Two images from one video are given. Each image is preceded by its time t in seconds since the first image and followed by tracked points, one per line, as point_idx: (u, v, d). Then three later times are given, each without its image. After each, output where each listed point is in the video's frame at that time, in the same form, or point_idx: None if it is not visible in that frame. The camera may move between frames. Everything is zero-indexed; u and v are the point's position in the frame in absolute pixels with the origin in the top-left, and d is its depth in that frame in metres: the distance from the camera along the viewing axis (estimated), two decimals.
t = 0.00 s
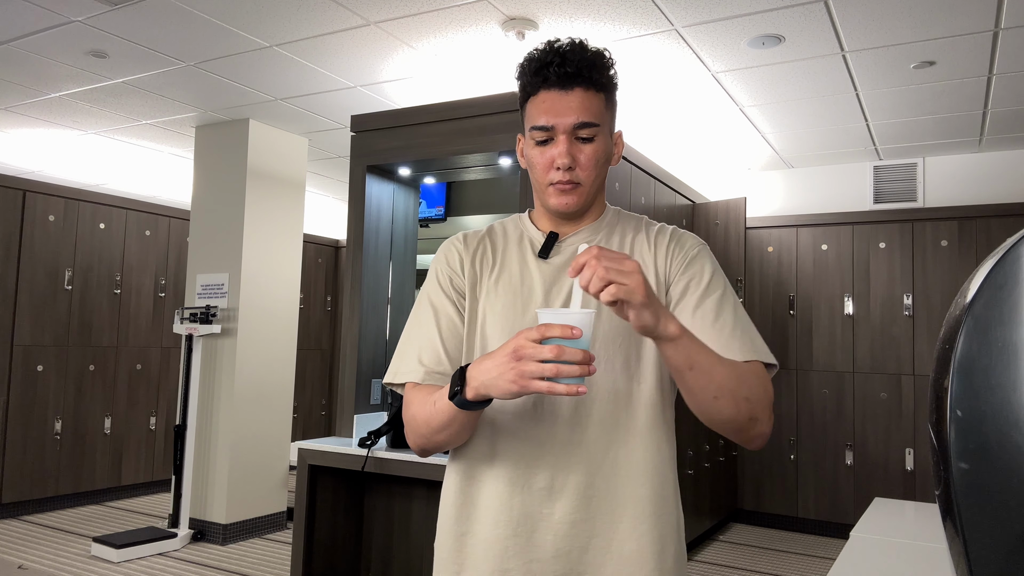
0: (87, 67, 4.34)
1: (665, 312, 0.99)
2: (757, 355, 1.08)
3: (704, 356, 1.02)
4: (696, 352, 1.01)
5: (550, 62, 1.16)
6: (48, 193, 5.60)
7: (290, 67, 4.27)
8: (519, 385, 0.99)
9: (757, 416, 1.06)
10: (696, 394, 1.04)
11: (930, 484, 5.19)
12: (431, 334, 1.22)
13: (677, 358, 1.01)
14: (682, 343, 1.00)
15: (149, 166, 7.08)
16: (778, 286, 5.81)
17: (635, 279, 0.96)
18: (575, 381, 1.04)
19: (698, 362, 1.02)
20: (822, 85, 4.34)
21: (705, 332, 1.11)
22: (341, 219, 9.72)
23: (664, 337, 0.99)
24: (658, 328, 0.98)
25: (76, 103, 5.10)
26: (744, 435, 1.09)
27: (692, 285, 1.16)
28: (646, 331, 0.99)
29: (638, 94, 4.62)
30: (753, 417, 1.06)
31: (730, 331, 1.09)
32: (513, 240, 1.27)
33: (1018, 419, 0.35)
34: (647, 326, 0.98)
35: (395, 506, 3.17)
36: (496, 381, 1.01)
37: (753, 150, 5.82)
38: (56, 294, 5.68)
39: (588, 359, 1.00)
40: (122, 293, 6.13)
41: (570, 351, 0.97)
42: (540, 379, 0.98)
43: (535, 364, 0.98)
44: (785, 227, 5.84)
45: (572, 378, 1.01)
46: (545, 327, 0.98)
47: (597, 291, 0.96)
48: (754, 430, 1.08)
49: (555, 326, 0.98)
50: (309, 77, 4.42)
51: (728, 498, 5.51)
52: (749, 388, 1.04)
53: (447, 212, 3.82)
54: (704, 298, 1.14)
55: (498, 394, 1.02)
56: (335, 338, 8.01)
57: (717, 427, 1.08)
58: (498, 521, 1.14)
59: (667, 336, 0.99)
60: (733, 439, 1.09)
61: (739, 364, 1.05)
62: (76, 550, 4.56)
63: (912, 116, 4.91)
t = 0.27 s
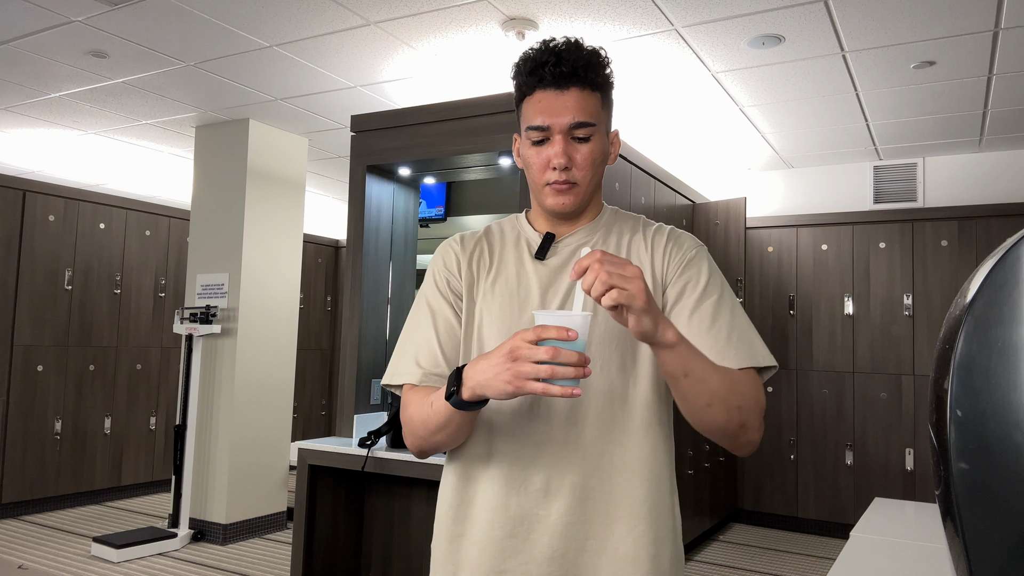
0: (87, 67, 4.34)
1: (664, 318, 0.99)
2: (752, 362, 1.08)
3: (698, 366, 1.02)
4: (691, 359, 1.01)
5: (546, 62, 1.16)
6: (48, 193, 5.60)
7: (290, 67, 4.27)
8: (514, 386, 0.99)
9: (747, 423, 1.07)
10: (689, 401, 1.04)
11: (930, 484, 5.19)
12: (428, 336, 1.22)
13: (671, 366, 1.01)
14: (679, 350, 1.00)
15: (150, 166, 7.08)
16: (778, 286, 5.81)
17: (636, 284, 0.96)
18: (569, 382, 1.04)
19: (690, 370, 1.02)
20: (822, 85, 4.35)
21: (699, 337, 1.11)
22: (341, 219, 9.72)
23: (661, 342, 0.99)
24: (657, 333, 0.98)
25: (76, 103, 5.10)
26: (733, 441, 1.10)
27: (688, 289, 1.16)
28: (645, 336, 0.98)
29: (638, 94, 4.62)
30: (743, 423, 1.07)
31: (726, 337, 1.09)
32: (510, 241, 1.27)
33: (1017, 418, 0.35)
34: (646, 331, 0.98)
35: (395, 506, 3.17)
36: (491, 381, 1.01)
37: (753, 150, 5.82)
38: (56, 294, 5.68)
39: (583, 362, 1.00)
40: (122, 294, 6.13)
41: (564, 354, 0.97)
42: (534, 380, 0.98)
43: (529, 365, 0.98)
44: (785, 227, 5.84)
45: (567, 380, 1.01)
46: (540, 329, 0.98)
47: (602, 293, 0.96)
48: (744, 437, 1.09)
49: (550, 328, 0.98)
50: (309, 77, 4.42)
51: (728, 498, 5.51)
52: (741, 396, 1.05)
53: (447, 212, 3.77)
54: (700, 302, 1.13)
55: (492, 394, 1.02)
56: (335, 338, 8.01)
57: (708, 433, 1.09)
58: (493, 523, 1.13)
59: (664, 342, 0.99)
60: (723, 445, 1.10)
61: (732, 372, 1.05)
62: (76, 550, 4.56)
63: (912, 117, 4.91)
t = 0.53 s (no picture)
0: (87, 67, 4.34)
1: (665, 314, 0.99)
2: (747, 366, 1.09)
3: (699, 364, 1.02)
4: (690, 358, 1.02)
5: (545, 61, 1.16)
6: (48, 193, 5.60)
7: (290, 67, 4.27)
8: (513, 387, 0.99)
9: (741, 426, 1.07)
10: (688, 401, 1.05)
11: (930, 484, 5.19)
12: (425, 338, 1.22)
13: (670, 364, 1.01)
14: (680, 347, 1.00)
15: (150, 166, 7.08)
16: (778, 286, 5.81)
17: (635, 280, 0.96)
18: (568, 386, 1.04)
19: (693, 367, 1.02)
20: (822, 85, 4.34)
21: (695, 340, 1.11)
22: (341, 219, 9.72)
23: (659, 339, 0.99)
24: (656, 330, 0.98)
25: (76, 103, 5.10)
26: (727, 444, 1.10)
27: (684, 292, 1.16)
28: (647, 333, 0.98)
29: (638, 94, 4.62)
30: (737, 427, 1.07)
31: (720, 340, 1.10)
32: (507, 243, 1.27)
33: (1017, 418, 0.35)
34: (647, 327, 0.97)
35: (395, 506, 3.17)
36: (491, 383, 1.01)
37: (753, 150, 5.82)
38: (56, 294, 5.68)
39: (582, 364, 0.99)
40: (122, 294, 6.13)
41: (564, 356, 0.97)
42: (533, 383, 0.98)
43: (528, 367, 0.97)
44: (785, 227, 5.84)
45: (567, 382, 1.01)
46: (539, 331, 0.98)
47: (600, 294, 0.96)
48: (738, 440, 1.09)
49: (549, 331, 0.98)
50: (309, 77, 4.41)
51: (728, 498, 5.51)
52: (739, 398, 1.05)
53: (447, 212, 3.82)
54: (695, 306, 1.14)
55: (492, 396, 1.02)
56: (335, 338, 8.01)
57: (703, 435, 1.09)
58: (491, 524, 1.13)
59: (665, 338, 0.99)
60: (717, 448, 1.10)
61: (729, 374, 1.06)
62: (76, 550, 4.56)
63: (912, 117, 4.91)
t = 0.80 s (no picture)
0: (87, 67, 4.34)
1: (656, 310, 0.99)
2: (748, 359, 1.09)
3: (693, 358, 1.02)
4: (686, 353, 1.02)
5: (540, 61, 1.16)
6: (48, 193, 5.60)
7: (290, 67, 4.27)
8: (510, 389, 1.00)
9: (743, 420, 1.07)
10: (687, 396, 1.05)
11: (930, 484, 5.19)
12: (422, 340, 1.22)
13: (667, 359, 1.01)
14: (675, 341, 1.00)
15: (150, 166, 7.08)
16: (778, 286, 5.81)
17: (617, 280, 0.96)
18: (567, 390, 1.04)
19: (689, 362, 1.02)
20: (822, 85, 4.34)
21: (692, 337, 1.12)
22: (340, 219, 9.73)
23: (654, 333, 0.99)
24: (650, 324, 0.98)
25: (76, 103, 5.10)
26: (730, 438, 1.10)
27: (682, 290, 1.16)
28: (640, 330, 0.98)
29: (638, 94, 4.62)
30: (739, 421, 1.07)
31: (719, 337, 1.10)
32: (503, 243, 1.26)
33: (1017, 419, 0.35)
34: (642, 323, 0.97)
35: (395, 506, 3.17)
36: (489, 384, 1.01)
37: (753, 150, 5.82)
38: (56, 294, 5.68)
39: (579, 369, 0.99)
40: (122, 294, 6.13)
41: (561, 358, 0.97)
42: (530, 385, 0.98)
43: (526, 369, 0.98)
44: (785, 227, 5.84)
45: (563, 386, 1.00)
46: (537, 334, 0.99)
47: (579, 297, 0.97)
48: (740, 435, 1.09)
49: (547, 334, 0.98)
50: (309, 77, 4.41)
51: (728, 498, 5.51)
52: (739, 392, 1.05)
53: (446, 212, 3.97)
54: (693, 304, 1.14)
55: (490, 398, 1.02)
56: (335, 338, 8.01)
57: (704, 430, 1.09)
58: (490, 526, 1.13)
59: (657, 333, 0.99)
60: (720, 442, 1.10)
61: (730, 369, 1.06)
62: (76, 550, 4.56)
63: (912, 117, 4.91)
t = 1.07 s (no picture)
0: (87, 67, 4.34)
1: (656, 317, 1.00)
2: (745, 361, 1.09)
3: (691, 362, 1.02)
4: (684, 357, 1.02)
5: (532, 61, 1.16)
6: (48, 193, 5.60)
7: (290, 67, 4.27)
8: (509, 394, 0.99)
9: (743, 422, 1.07)
10: (684, 399, 1.05)
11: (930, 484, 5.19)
12: (421, 344, 1.23)
13: (665, 364, 1.01)
14: (673, 347, 1.00)
15: (150, 166, 7.08)
16: (778, 286, 5.81)
17: (612, 289, 0.96)
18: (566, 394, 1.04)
19: (687, 366, 1.02)
20: (822, 85, 4.34)
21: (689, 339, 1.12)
22: (341, 219, 9.73)
23: (654, 340, 0.99)
24: (648, 333, 0.99)
25: (77, 103, 5.10)
26: (730, 440, 1.10)
27: (680, 291, 1.17)
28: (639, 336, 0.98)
29: (638, 94, 4.62)
30: (738, 423, 1.07)
31: (716, 338, 1.10)
32: (500, 244, 1.26)
33: (1017, 419, 0.35)
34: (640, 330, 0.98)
35: (395, 506, 3.17)
36: (490, 390, 1.01)
37: (753, 150, 5.82)
38: (56, 294, 5.68)
39: (578, 374, 1.00)
40: (122, 294, 6.13)
41: (559, 364, 0.97)
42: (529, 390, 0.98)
43: (525, 374, 0.98)
44: (785, 227, 5.84)
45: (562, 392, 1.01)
46: (536, 338, 0.98)
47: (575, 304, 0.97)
48: (739, 437, 1.09)
49: (546, 338, 0.98)
50: (309, 77, 4.41)
51: (728, 498, 5.51)
52: (737, 395, 1.05)
53: (446, 212, 3.98)
54: (691, 305, 1.14)
55: (490, 403, 1.02)
56: (335, 338, 8.01)
57: (703, 431, 1.09)
58: (490, 527, 1.13)
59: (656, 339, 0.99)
60: (719, 444, 1.10)
61: (727, 371, 1.06)
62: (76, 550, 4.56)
63: (912, 117, 4.91)
